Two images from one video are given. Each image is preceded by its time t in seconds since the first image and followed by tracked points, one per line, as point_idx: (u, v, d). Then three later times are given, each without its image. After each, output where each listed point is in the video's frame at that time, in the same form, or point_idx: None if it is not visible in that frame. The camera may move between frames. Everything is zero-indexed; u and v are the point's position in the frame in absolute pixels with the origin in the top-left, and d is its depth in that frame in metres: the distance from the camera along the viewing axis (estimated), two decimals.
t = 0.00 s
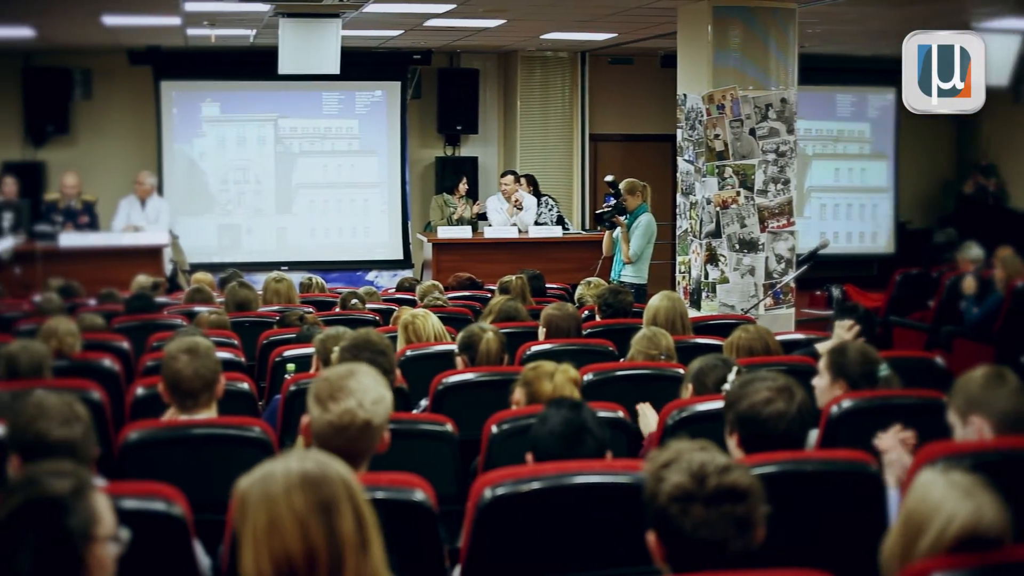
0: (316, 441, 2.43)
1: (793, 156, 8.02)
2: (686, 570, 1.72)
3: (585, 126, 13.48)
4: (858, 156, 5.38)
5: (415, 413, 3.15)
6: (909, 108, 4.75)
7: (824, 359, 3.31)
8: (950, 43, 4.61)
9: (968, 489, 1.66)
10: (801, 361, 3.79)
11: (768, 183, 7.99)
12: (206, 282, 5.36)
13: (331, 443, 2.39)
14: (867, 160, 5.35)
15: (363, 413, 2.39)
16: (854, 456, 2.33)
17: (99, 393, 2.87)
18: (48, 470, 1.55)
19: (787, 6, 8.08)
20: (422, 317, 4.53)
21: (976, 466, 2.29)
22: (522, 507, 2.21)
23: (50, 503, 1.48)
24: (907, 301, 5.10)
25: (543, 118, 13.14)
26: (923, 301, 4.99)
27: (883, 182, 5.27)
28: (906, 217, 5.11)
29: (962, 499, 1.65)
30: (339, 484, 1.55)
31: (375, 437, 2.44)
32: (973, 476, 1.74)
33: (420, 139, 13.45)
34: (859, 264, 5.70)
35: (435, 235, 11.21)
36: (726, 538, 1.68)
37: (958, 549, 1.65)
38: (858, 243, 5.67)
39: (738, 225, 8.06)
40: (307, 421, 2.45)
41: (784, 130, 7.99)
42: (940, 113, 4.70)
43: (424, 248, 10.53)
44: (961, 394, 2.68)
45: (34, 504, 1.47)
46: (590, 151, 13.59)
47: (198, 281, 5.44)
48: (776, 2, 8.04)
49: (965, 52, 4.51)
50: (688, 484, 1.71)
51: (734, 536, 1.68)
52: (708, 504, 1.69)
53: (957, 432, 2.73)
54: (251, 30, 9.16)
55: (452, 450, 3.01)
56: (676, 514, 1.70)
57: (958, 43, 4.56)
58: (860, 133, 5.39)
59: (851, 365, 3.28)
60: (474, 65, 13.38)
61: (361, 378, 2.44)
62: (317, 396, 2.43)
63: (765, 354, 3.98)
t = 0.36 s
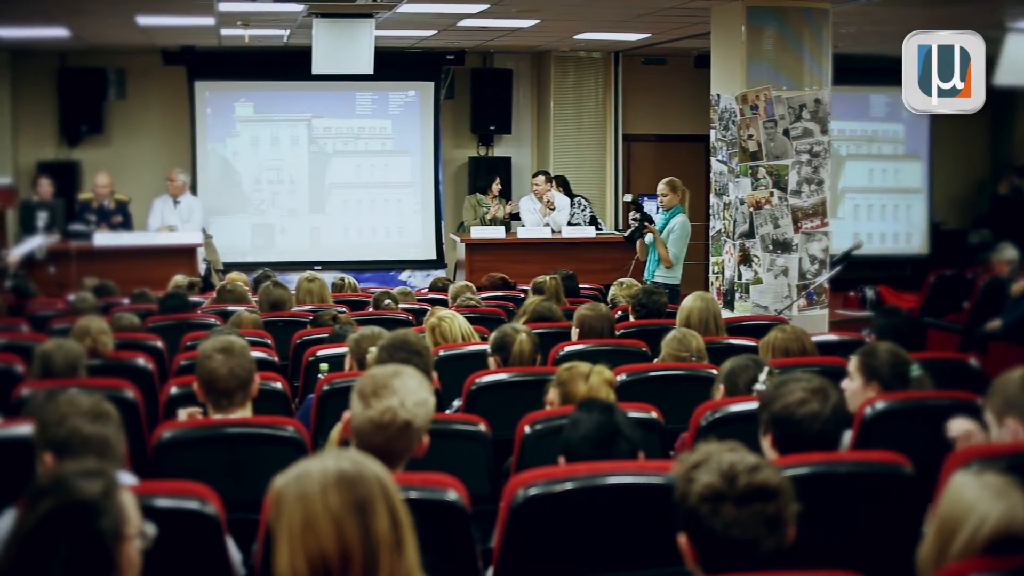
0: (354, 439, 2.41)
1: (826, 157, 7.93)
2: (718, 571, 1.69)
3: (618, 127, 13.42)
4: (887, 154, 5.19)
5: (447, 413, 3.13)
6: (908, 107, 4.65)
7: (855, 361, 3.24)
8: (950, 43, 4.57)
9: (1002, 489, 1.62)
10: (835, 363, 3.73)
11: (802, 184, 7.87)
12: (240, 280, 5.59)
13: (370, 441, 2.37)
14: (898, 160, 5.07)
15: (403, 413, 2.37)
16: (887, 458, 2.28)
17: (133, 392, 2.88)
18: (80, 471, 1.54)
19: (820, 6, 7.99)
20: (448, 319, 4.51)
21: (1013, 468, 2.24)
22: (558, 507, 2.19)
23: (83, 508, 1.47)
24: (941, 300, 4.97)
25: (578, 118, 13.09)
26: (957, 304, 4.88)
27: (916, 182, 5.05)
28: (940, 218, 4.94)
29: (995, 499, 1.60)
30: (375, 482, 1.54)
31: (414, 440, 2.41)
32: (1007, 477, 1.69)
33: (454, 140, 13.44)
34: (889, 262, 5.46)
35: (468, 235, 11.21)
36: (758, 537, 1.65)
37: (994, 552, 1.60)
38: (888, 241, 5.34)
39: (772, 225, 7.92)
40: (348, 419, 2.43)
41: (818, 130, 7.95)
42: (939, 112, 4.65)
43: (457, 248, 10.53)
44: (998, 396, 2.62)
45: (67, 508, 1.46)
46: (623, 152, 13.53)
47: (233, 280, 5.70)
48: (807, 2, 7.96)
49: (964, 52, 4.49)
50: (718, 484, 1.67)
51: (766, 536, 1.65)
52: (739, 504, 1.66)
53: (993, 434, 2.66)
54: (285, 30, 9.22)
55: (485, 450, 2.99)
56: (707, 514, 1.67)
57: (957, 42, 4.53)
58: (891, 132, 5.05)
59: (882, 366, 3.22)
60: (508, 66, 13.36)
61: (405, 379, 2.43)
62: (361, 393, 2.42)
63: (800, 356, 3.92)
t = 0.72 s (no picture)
0: (385, 437, 2.40)
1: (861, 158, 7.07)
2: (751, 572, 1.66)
3: (651, 127, 13.31)
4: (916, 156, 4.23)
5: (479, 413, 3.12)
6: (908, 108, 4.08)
7: (887, 363, 3.17)
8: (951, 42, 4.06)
9: None
10: (869, 363, 3.67)
11: (836, 184, 7.06)
12: (274, 281, 5.64)
13: (403, 440, 2.36)
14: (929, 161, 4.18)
15: (438, 411, 2.36)
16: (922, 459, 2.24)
17: (167, 391, 2.90)
18: (124, 475, 1.56)
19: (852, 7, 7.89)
20: (482, 318, 4.49)
21: None
22: (591, 507, 2.17)
23: (128, 518, 1.49)
24: (974, 301, 4.17)
25: (611, 119, 13.04)
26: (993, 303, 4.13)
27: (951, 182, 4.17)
28: (973, 219, 4.11)
29: None
30: (408, 482, 1.53)
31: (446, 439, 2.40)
32: None
33: (487, 140, 13.45)
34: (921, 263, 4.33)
35: (500, 235, 11.21)
36: (792, 536, 1.62)
37: None
38: (904, 241, 4.37)
39: (807, 226, 7.79)
40: (380, 419, 2.42)
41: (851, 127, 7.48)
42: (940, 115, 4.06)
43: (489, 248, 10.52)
44: None
45: (110, 518, 1.49)
46: (656, 152, 13.46)
47: (266, 281, 5.76)
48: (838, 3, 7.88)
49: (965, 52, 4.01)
50: (751, 484, 1.65)
51: (799, 536, 1.63)
52: (772, 504, 1.63)
53: None
54: (318, 29, 9.26)
55: (517, 450, 2.98)
56: (739, 514, 1.64)
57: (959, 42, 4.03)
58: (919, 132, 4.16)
59: (913, 368, 3.14)
60: (540, 66, 13.35)
61: (437, 377, 2.42)
62: (392, 392, 2.40)
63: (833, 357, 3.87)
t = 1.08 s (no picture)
0: (414, 436, 2.39)
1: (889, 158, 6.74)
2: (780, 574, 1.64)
3: (680, 127, 13.23)
4: (946, 156, 4.21)
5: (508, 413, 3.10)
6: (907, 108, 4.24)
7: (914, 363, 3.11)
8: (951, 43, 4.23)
9: None
10: (900, 365, 3.62)
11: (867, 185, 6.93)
12: (301, 281, 5.65)
13: (432, 440, 2.35)
14: (959, 161, 4.15)
15: (468, 410, 2.35)
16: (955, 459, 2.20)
17: (196, 390, 2.91)
18: (187, 482, 1.46)
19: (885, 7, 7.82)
20: (510, 318, 4.47)
21: None
22: (620, 508, 2.15)
23: (195, 527, 1.38)
24: (1004, 302, 4.18)
25: (640, 119, 12.98)
26: None
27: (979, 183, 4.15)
28: (1002, 219, 4.14)
29: None
30: (431, 482, 1.50)
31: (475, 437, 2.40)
32: None
33: (516, 140, 13.43)
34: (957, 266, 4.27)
35: (529, 235, 11.20)
36: (823, 538, 1.60)
37: None
38: (934, 242, 4.36)
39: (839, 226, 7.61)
40: (408, 419, 2.41)
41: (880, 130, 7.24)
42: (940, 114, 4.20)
43: (518, 248, 10.51)
44: None
45: (178, 529, 1.37)
46: (685, 152, 13.39)
47: (296, 280, 5.79)
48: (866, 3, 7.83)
49: (965, 52, 4.15)
50: (779, 484, 1.62)
51: (827, 538, 1.60)
52: (800, 505, 1.61)
53: None
54: (347, 29, 9.29)
55: (546, 450, 2.96)
56: (767, 515, 1.62)
57: (958, 42, 4.19)
58: (952, 133, 4.16)
59: (942, 367, 3.08)
60: (570, 66, 13.31)
61: (464, 375, 2.41)
62: (418, 392, 2.38)
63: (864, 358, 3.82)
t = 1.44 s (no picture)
0: (436, 436, 2.38)
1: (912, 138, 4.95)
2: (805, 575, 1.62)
3: (704, 127, 13.17)
4: (971, 157, 4.03)
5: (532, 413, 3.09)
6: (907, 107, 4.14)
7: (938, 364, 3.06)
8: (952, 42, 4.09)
9: None
10: (927, 366, 3.58)
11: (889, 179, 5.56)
12: (326, 281, 5.66)
13: (454, 440, 2.35)
14: (983, 161, 3.95)
15: (490, 408, 2.34)
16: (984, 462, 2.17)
17: (219, 389, 2.92)
18: (235, 489, 1.44)
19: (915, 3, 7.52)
20: (536, 318, 4.46)
21: None
22: (643, 508, 2.13)
23: (243, 538, 1.38)
24: None
25: (664, 120, 12.94)
26: None
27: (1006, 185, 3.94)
28: None
29: None
30: (429, 488, 1.43)
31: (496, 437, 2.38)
32: None
33: (539, 140, 13.43)
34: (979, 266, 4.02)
35: (553, 236, 11.18)
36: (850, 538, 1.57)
37: None
38: (959, 243, 4.06)
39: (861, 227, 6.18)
40: (430, 419, 2.40)
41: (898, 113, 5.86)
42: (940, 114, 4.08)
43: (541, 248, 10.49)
44: None
45: (226, 542, 1.37)
46: (709, 153, 13.32)
47: (321, 280, 5.81)
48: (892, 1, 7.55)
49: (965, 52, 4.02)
50: (803, 485, 1.60)
51: (851, 538, 1.58)
52: (825, 506, 1.59)
53: None
54: (372, 29, 9.30)
55: (569, 450, 2.95)
56: (791, 515, 1.60)
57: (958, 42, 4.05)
58: (975, 134, 3.99)
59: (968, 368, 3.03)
60: (594, 66, 13.28)
61: (485, 375, 2.40)
62: (441, 393, 2.38)
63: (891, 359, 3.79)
